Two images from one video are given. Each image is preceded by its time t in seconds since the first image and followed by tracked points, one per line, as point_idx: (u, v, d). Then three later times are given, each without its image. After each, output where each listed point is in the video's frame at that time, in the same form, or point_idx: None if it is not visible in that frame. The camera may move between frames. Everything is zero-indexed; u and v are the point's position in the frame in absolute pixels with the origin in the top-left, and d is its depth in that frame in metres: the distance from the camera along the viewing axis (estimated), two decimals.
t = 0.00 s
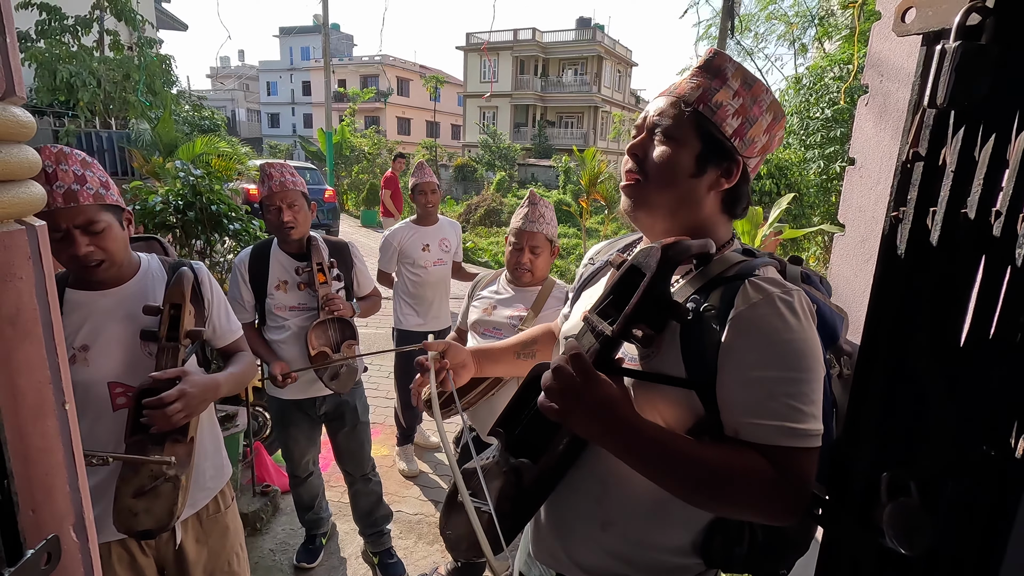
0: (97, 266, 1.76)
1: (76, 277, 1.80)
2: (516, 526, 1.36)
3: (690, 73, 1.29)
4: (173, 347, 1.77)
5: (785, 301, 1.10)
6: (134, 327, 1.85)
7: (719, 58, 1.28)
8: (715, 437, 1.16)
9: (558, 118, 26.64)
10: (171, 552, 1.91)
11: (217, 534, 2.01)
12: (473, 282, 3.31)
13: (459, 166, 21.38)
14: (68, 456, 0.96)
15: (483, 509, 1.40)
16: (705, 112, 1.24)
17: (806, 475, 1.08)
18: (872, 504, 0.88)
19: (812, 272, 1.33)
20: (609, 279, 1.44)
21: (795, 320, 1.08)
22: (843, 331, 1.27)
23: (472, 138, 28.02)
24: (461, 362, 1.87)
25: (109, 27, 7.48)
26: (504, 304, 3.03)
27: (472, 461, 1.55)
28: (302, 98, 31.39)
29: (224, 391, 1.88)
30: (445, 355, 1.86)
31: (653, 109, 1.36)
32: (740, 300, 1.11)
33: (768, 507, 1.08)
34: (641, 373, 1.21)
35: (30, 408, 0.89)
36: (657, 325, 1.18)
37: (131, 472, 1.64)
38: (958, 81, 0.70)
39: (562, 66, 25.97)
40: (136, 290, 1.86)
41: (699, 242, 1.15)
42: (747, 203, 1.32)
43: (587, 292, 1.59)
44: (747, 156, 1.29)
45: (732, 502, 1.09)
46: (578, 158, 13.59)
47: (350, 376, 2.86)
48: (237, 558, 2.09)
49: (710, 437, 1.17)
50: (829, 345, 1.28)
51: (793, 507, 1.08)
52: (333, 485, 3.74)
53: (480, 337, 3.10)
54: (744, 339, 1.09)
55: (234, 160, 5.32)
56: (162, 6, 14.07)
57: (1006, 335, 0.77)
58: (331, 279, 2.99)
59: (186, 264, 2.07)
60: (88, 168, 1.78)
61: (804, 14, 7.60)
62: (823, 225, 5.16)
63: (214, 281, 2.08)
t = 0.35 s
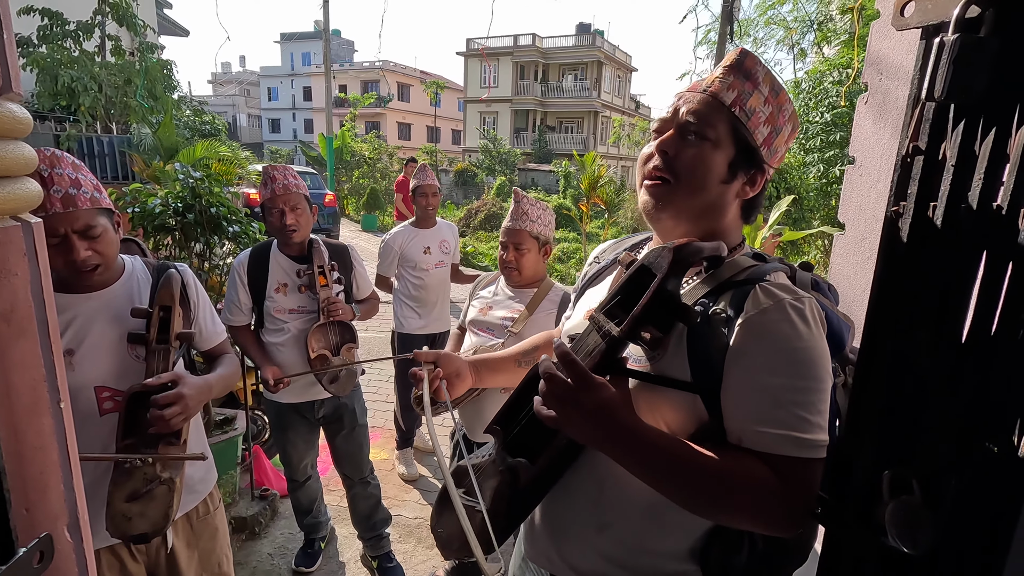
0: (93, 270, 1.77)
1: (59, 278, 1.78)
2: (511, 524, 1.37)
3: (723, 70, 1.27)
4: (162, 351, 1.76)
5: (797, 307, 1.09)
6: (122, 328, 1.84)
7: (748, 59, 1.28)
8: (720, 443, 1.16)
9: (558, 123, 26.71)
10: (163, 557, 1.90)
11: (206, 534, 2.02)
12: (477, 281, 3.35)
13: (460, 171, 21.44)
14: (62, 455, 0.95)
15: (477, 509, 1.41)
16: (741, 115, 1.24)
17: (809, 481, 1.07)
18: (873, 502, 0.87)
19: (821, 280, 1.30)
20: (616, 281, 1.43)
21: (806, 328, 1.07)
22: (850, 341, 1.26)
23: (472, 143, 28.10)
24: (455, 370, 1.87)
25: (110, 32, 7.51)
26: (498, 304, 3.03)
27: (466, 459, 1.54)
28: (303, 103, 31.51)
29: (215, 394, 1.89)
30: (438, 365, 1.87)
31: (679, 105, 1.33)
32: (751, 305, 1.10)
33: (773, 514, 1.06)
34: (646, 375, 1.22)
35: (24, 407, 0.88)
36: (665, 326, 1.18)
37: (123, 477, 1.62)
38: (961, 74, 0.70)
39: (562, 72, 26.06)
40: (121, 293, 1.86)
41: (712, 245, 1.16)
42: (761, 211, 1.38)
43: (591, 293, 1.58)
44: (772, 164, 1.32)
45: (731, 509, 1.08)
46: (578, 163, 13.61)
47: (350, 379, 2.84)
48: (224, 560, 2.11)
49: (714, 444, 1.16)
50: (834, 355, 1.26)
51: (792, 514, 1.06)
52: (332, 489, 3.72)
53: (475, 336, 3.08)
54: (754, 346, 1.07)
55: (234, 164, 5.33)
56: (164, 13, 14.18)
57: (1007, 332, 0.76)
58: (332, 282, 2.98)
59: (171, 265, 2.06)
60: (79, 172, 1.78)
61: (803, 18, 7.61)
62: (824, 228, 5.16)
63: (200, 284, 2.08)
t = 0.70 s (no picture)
0: (98, 269, 1.78)
1: (63, 275, 1.79)
2: (511, 524, 1.36)
3: (748, 66, 1.24)
4: (168, 347, 1.78)
5: (812, 312, 1.08)
6: (127, 327, 1.85)
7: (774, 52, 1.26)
8: (727, 448, 1.15)
9: (561, 127, 26.76)
10: (169, 555, 1.90)
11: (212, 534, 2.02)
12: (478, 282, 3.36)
13: (463, 175, 21.51)
14: (62, 449, 0.95)
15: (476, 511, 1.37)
16: (765, 117, 1.23)
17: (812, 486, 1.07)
18: (875, 497, 0.86)
19: (829, 284, 1.27)
20: (623, 282, 1.42)
21: (820, 334, 1.07)
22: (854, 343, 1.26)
23: (476, 147, 28.18)
24: (451, 381, 1.74)
25: (117, 38, 7.57)
26: (496, 305, 3.04)
27: (464, 459, 1.51)
28: (307, 108, 31.67)
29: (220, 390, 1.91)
30: (431, 375, 1.73)
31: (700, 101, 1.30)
32: (765, 309, 1.10)
33: (775, 521, 1.06)
34: (654, 377, 1.20)
35: (23, 400, 0.88)
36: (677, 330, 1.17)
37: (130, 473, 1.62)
38: (957, 65, 0.69)
39: (565, 76, 26.14)
40: (125, 292, 1.87)
41: (728, 248, 1.18)
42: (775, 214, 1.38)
43: (595, 288, 1.57)
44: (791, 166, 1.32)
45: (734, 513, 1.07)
46: (581, 167, 13.63)
47: (347, 381, 2.83)
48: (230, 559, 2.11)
49: (720, 449, 1.15)
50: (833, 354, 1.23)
51: (793, 520, 1.06)
52: (334, 491, 3.72)
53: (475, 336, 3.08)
54: (770, 351, 1.07)
55: (238, 167, 5.36)
56: (170, 19, 14.32)
57: (1009, 325, 0.76)
58: (331, 283, 2.99)
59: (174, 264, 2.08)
60: (83, 171, 1.79)
61: (806, 22, 7.61)
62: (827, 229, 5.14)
63: (205, 283, 2.09)
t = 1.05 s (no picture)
0: (116, 271, 1.81)
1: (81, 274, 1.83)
2: (513, 518, 1.37)
3: (777, 74, 1.23)
4: (186, 340, 1.84)
5: (818, 313, 1.09)
6: (145, 322, 1.88)
7: (798, 55, 1.25)
8: (729, 443, 1.16)
9: (565, 131, 26.81)
10: (183, 550, 1.93)
11: (225, 531, 2.04)
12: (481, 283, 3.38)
13: (467, 179, 21.59)
14: (75, 441, 0.97)
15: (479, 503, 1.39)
16: (792, 130, 1.26)
17: (813, 481, 1.07)
18: (876, 488, 0.87)
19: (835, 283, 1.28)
20: (628, 278, 1.43)
21: (825, 336, 1.08)
22: (858, 341, 1.27)
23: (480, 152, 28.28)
24: (481, 404, 1.73)
25: (125, 43, 7.65)
26: (499, 306, 3.07)
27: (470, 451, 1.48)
28: (312, 113, 31.84)
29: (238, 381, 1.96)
30: (463, 400, 1.71)
31: (727, 107, 1.27)
32: (770, 309, 1.10)
33: (774, 519, 1.07)
34: (659, 375, 1.21)
35: (39, 391, 0.90)
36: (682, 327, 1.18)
37: (151, 463, 1.68)
38: (954, 60, 0.71)
39: (568, 81, 26.23)
40: (142, 289, 1.90)
41: (734, 247, 1.15)
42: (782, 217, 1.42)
43: (601, 286, 1.58)
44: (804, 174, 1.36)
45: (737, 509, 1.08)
46: (585, 171, 13.65)
47: (350, 381, 2.84)
48: (240, 557, 2.13)
49: (723, 445, 1.16)
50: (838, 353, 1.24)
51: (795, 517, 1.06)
52: (339, 492, 3.73)
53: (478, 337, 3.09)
54: (775, 350, 1.08)
55: (244, 171, 5.40)
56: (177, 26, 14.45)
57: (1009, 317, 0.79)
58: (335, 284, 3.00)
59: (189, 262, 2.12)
60: (103, 177, 1.81)
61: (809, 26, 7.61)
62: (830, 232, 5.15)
63: (218, 280, 2.12)
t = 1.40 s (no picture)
0: (143, 268, 1.86)
1: (103, 270, 1.86)
2: (521, 517, 1.36)
3: (782, 62, 1.23)
4: (202, 336, 1.84)
5: (829, 306, 1.07)
6: (163, 318, 1.89)
7: (804, 44, 1.25)
8: (741, 442, 1.14)
9: (569, 136, 26.84)
10: (194, 548, 1.92)
11: (235, 530, 2.04)
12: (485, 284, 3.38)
13: (471, 184, 21.64)
14: (82, 434, 0.97)
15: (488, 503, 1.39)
16: (798, 119, 1.25)
17: (826, 482, 1.05)
18: (890, 487, 0.86)
19: (846, 276, 1.27)
20: (635, 274, 1.43)
21: (838, 330, 1.06)
22: (870, 334, 1.25)
23: (484, 156, 28.35)
24: (474, 379, 1.77)
25: (133, 48, 7.68)
26: (504, 306, 3.06)
27: (477, 453, 1.49)
28: (318, 118, 31.97)
29: (251, 379, 1.96)
30: (456, 373, 1.75)
31: (732, 96, 1.26)
32: (780, 303, 1.08)
33: (786, 517, 1.05)
34: (668, 372, 1.19)
35: (47, 384, 0.90)
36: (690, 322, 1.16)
37: (167, 457, 1.68)
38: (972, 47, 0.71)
39: (573, 86, 26.29)
40: (161, 285, 1.92)
41: (739, 239, 1.11)
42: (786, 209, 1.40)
43: (607, 284, 1.57)
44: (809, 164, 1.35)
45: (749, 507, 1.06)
46: (589, 175, 13.64)
47: (356, 380, 2.84)
48: (249, 557, 2.12)
49: (736, 443, 1.14)
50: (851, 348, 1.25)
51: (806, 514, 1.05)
52: (344, 494, 3.72)
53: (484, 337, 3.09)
54: (785, 345, 1.06)
55: (250, 174, 5.43)
56: (184, 30, 14.55)
57: None
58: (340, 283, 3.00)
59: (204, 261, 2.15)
60: (129, 177, 1.85)
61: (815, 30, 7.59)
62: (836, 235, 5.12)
63: (233, 279, 2.13)
